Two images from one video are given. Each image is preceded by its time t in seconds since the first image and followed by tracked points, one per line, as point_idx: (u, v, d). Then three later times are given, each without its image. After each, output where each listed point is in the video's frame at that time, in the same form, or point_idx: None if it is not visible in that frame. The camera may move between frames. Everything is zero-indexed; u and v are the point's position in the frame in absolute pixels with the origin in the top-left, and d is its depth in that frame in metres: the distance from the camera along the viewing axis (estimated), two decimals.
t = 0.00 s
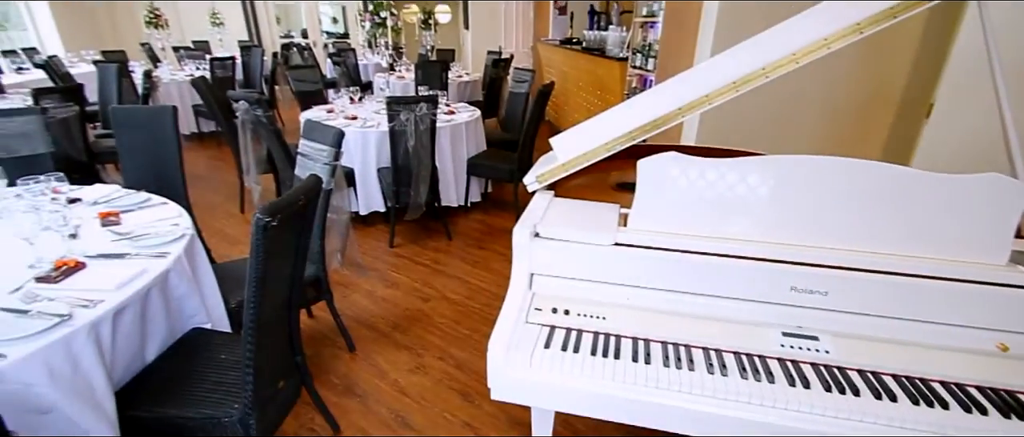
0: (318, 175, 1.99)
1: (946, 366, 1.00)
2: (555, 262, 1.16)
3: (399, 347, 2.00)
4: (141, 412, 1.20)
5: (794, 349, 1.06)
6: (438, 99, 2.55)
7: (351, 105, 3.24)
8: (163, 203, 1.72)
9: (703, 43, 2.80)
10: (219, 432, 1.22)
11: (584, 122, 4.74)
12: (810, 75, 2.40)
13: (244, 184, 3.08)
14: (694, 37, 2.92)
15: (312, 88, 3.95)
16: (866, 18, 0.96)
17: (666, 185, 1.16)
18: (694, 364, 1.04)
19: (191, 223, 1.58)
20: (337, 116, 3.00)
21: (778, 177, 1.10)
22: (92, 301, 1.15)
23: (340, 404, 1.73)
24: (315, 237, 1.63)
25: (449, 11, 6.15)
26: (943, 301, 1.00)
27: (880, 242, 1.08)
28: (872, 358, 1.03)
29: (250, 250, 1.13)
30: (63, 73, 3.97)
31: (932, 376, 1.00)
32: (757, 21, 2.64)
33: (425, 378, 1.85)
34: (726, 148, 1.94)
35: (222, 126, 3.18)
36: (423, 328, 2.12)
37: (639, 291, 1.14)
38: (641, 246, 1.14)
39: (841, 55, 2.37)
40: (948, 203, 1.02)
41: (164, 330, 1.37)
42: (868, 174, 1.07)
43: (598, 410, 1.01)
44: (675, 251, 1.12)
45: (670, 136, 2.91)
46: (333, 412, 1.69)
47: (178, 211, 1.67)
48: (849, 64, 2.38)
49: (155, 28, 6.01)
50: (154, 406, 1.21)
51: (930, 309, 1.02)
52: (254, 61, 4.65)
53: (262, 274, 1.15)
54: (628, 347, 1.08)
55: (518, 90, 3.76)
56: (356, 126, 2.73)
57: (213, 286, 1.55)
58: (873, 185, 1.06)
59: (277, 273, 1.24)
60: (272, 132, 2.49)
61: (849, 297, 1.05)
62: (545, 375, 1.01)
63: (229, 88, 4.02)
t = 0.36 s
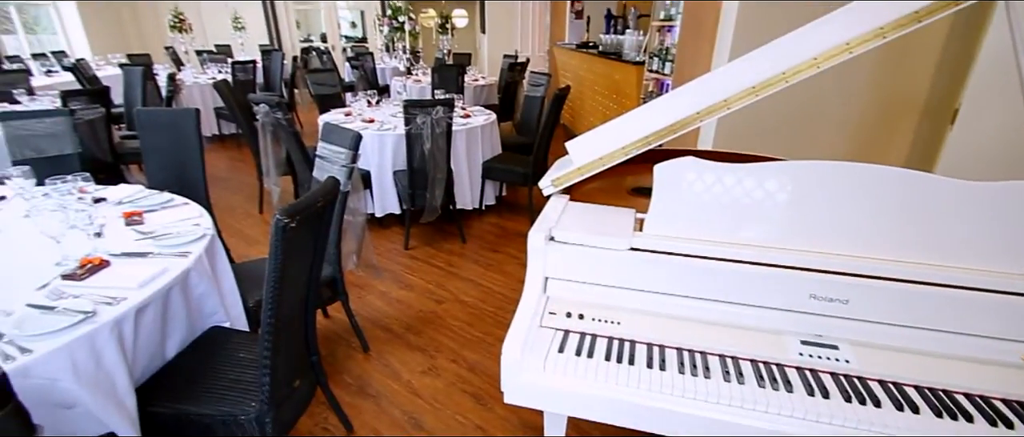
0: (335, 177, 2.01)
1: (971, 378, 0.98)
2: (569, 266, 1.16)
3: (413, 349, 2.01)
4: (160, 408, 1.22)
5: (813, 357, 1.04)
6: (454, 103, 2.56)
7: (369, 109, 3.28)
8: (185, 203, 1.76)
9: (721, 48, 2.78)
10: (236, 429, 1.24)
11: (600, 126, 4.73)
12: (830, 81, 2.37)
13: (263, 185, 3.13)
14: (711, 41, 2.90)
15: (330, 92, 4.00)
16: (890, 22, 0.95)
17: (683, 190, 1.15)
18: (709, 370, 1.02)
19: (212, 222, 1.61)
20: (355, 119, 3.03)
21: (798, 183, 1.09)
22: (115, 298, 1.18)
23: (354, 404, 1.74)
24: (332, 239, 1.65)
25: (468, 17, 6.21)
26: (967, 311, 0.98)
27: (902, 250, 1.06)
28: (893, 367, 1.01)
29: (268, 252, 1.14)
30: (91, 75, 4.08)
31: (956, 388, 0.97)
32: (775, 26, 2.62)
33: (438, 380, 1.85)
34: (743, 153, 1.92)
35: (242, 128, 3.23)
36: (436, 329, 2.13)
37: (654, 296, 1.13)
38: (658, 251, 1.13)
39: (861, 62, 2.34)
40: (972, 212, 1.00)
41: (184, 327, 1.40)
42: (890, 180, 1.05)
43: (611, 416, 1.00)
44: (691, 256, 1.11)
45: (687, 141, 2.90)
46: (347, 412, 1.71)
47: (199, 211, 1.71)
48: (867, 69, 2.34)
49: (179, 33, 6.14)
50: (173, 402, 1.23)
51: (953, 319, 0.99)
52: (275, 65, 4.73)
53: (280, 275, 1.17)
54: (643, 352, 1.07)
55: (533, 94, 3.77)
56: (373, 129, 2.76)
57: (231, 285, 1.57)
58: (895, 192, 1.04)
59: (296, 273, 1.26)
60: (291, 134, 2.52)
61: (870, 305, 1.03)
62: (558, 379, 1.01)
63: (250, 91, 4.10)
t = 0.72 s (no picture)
0: (352, 179, 2.03)
1: (997, 391, 0.95)
2: (583, 271, 1.15)
3: (425, 351, 2.02)
4: (178, 405, 1.24)
5: (831, 367, 1.02)
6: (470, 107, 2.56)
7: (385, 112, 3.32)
8: (206, 205, 1.79)
9: (738, 52, 2.76)
10: (251, 428, 1.25)
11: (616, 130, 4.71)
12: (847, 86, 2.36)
13: (282, 187, 3.18)
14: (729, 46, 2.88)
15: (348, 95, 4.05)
16: (913, 26, 0.93)
17: (699, 196, 1.14)
18: (724, 378, 1.01)
19: (231, 223, 1.63)
20: (372, 123, 3.07)
21: (817, 189, 1.08)
22: (137, 296, 1.20)
23: (367, 405, 1.75)
24: (348, 241, 1.67)
25: (481, 18, 5.66)
26: (991, 322, 0.96)
27: (925, 258, 1.04)
28: (914, 378, 0.98)
29: (287, 254, 1.16)
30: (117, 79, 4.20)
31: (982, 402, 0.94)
32: (794, 30, 2.60)
33: (450, 383, 1.86)
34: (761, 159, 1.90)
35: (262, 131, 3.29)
36: (449, 332, 2.14)
37: (669, 302, 1.12)
38: (673, 257, 1.12)
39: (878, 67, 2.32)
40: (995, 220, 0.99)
41: (202, 326, 1.42)
42: (910, 187, 1.03)
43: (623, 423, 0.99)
44: (707, 262, 1.10)
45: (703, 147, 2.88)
46: (360, 413, 1.72)
47: (219, 212, 1.74)
48: (889, 74, 2.32)
49: (202, 37, 6.28)
50: (191, 399, 1.25)
51: (976, 329, 0.97)
52: (294, 69, 4.81)
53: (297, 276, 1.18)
54: (657, 358, 1.06)
55: (549, 98, 3.78)
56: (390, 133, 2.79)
57: (249, 285, 1.60)
58: (917, 200, 1.02)
59: (312, 274, 1.27)
60: (309, 138, 2.55)
61: (891, 314, 1.01)
62: (570, 385, 1.00)
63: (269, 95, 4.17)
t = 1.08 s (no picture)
0: (368, 182, 2.05)
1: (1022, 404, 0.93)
2: (597, 275, 1.15)
3: (438, 353, 2.03)
4: (195, 403, 1.27)
5: (850, 376, 1.00)
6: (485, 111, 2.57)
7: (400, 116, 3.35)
8: (224, 205, 1.82)
9: (756, 57, 2.73)
10: (266, 426, 1.27)
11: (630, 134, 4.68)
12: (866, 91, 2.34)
13: (299, 189, 3.22)
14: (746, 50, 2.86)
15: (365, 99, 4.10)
16: (938, 31, 0.92)
17: (715, 201, 1.13)
18: (740, 386, 1.00)
19: (249, 224, 1.66)
20: (387, 126, 3.10)
21: (837, 196, 1.07)
22: (157, 295, 1.23)
23: (379, 406, 1.76)
24: (363, 243, 1.69)
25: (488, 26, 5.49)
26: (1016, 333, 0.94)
27: (948, 267, 1.02)
28: (936, 389, 0.96)
29: (303, 256, 1.17)
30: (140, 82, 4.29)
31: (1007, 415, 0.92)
32: (813, 35, 2.58)
33: (462, 385, 1.86)
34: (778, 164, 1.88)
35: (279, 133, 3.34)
36: (461, 334, 2.15)
37: (683, 308, 1.11)
38: (688, 263, 1.11)
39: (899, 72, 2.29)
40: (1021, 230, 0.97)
41: (220, 325, 1.44)
42: (933, 195, 1.01)
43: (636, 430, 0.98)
44: (724, 268, 1.09)
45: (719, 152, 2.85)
46: (373, 413, 1.73)
47: (237, 213, 1.76)
48: (908, 79, 2.30)
49: (223, 41, 6.38)
50: (208, 397, 1.27)
51: (999, 341, 0.95)
52: (312, 72, 4.87)
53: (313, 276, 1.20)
54: (671, 364, 1.05)
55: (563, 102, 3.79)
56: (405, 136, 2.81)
57: (265, 285, 1.62)
58: (942, 208, 1.00)
59: (327, 276, 1.29)
60: (326, 140, 2.58)
61: (913, 324, 0.99)
62: (583, 391, 0.99)
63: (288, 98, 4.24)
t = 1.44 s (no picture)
0: (385, 184, 2.08)
1: None
2: (613, 280, 1.14)
3: (452, 354, 2.04)
4: (215, 399, 1.29)
5: (873, 387, 0.98)
6: (502, 113, 2.61)
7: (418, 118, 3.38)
8: (246, 206, 1.86)
9: (778, 60, 2.70)
10: (283, 424, 1.29)
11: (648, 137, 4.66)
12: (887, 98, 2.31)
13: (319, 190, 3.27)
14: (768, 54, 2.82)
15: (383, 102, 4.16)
16: (967, 34, 0.89)
17: (735, 206, 1.12)
18: (758, 394, 0.98)
19: (270, 224, 1.69)
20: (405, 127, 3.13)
21: (860, 202, 1.05)
22: (179, 293, 1.25)
23: (394, 406, 1.77)
24: (380, 244, 1.70)
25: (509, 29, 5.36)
26: None
27: (977, 277, 0.99)
28: (963, 401, 0.93)
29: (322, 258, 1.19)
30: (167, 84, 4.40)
31: None
32: (836, 38, 2.53)
33: (476, 388, 1.86)
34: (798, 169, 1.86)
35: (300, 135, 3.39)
36: (476, 336, 2.15)
37: (701, 314, 1.10)
38: (706, 268, 1.10)
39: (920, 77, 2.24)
40: None
41: (240, 323, 1.47)
42: (960, 202, 0.99)
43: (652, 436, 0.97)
44: (743, 274, 1.08)
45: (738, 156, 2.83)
46: (388, 413, 1.74)
47: (258, 213, 1.80)
48: (934, 87, 2.25)
49: (246, 44, 6.51)
50: (228, 394, 1.30)
51: None
52: (332, 75, 4.94)
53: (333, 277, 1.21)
54: (689, 370, 1.04)
55: (580, 105, 3.79)
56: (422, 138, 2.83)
57: (285, 285, 1.65)
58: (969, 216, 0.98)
59: (345, 276, 1.30)
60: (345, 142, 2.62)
61: (940, 334, 0.96)
62: (598, 396, 0.98)
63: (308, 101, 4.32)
